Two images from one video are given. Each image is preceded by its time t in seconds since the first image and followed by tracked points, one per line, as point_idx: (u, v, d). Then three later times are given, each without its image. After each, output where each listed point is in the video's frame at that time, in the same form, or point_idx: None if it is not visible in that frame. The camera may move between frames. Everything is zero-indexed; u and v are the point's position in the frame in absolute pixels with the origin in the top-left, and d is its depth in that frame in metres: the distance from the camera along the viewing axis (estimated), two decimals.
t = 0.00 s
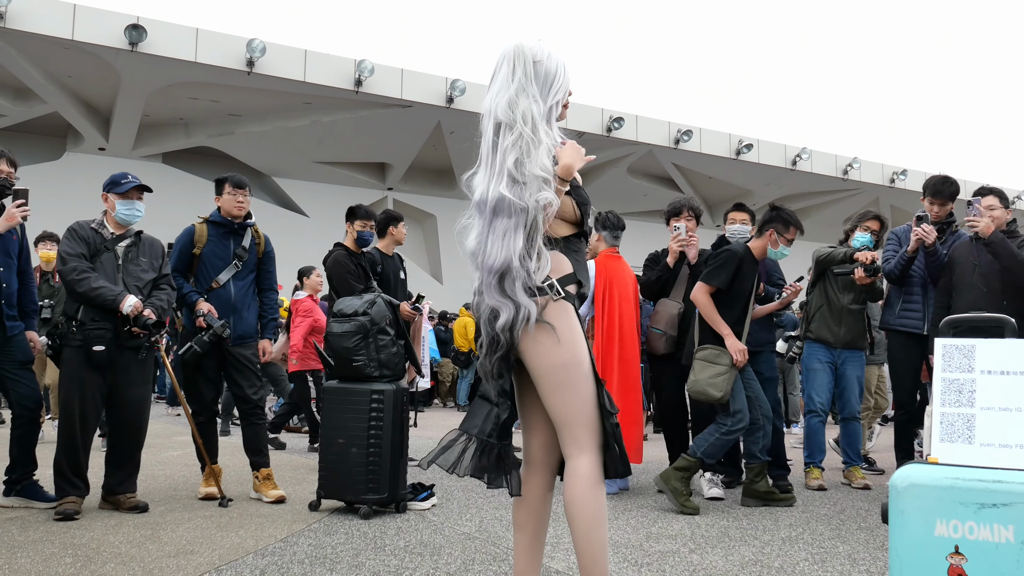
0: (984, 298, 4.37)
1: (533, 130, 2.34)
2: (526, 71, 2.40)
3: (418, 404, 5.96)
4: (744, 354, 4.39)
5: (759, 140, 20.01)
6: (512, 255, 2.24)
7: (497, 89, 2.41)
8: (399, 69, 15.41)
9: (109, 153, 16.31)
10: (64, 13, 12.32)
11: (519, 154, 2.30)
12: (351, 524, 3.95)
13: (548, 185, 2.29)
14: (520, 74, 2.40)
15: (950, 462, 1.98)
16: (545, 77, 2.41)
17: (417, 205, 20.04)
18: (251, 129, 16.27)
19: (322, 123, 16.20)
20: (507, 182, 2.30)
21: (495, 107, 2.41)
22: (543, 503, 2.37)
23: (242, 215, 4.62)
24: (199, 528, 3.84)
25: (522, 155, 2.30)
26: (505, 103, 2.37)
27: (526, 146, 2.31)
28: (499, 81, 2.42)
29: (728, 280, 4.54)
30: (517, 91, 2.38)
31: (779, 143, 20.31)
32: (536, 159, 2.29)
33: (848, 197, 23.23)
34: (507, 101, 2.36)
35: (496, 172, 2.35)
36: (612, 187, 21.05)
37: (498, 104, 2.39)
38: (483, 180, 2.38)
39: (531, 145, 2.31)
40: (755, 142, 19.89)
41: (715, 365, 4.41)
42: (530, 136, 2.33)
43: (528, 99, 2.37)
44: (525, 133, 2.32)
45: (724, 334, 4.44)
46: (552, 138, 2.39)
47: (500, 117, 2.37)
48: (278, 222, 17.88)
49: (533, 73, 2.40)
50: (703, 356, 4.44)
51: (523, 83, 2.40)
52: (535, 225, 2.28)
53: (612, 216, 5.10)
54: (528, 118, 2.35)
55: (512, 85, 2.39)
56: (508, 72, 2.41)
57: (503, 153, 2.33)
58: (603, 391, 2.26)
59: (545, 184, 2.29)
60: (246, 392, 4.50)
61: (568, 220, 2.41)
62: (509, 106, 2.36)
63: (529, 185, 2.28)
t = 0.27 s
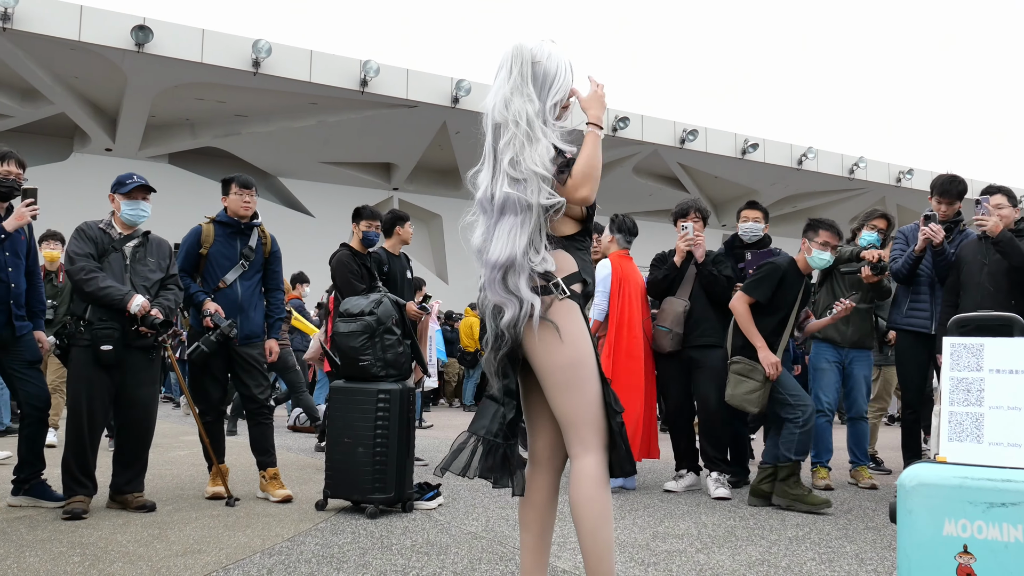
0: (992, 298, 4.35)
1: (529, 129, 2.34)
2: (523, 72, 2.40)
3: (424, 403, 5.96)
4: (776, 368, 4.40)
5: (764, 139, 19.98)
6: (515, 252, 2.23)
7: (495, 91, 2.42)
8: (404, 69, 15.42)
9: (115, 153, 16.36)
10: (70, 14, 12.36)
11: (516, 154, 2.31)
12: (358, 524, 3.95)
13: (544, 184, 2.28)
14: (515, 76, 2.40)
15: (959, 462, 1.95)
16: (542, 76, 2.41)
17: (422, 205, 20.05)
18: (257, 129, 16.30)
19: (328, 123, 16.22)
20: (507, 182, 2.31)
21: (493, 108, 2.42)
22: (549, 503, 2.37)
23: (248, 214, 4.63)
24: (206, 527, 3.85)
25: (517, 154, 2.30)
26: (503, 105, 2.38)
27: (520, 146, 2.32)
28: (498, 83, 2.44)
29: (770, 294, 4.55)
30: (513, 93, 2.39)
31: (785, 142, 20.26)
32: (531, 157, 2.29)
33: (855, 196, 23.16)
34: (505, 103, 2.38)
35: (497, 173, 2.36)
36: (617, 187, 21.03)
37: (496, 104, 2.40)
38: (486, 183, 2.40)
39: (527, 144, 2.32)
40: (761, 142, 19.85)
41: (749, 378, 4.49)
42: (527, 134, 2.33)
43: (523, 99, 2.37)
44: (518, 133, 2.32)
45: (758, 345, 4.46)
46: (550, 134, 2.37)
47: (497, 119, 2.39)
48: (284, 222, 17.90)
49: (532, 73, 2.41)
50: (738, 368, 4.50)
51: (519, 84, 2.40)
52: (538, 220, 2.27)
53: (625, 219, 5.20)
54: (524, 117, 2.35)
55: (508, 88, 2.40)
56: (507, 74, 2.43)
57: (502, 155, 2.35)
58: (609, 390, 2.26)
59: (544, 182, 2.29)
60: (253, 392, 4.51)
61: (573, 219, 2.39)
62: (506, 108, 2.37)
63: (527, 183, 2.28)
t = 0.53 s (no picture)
0: (999, 297, 4.33)
1: (526, 133, 2.34)
2: (524, 74, 2.40)
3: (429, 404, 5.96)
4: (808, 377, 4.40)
5: (770, 139, 19.94)
6: (518, 257, 2.24)
7: (497, 96, 2.44)
8: (409, 69, 15.43)
9: (121, 154, 16.41)
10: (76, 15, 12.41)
11: (514, 157, 2.31)
12: (363, 524, 3.95)
13: (538, 188, 2.26)
14: (516, 80, 2.41)
15: (965, 462, 1.94)
16: (544, 79, 2.41)
17: (427, 205, 20.06)
18: (262, 130, 16.33)
19: (333, 123, 16.24)
20: (503, 187, 2.31)
21: (496, 112, 2.43)
22: (555, 502, 2.36)
23: (253, 215, 4.64)
24: (211, 527, 3.86)
25: (513, 158, 2.30)
26: (504, 109, 2.39)
27: (518, 150, 2.32)
28: (500, 87, 2.45)
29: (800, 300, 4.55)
30: (513, 96, 2.39)
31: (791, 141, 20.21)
32: (525, 161, 2.28)
33: (861, 195, 23.08)
34: (506, 107, 2.39)
35: (496, 178, 2.36)
36: (622, 187, 21.01)
37: (497, 109, 2.42)
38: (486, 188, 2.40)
39: (522, 148, 2.31)
40: (766, 141, 19.81)
41: (785, 387, 4.50)
42: (524, 137, 2.33)
43: (523, 102, 2.38)
44: (515, 139, 2.33)
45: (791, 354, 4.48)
46: (550, 136, 2.36)
47: (498, 125, 2.40)
48: (289, 222, 17.94)
49: (533, 74, 2.41)
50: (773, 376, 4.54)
51: (520, 87, 2.40)
52: (535, 225, 2.27)
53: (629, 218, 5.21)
54: (523, 121, 2.35)
55: (508, 91, 2.41)
56: (509, 78, 2.43)
57: (501, 158, 2.35)
58: (616, 390, 2.25)
59: (534, 189, 2.26)
60: (258, 392, 4.52)
61: (576, 216, 2.39)
62: (507, 113, 2.38)
63: (522, 187, 2.27)
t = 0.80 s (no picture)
0: (1004, 296, 4.32)
1: (523, 133, 2.35)
2: (528, 74, 2.41)
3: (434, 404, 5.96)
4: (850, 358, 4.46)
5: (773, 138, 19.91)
6: (507, 257, 2.24)
7: (500, 96, 2.45)
8: (412, 69, 15.44)
9: (125, 155, 16.45)
10: (80, 16, 12.44)
11: (509, 158, 2.32)
12: (366, 524, 3.95)
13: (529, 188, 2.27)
14: (520, 79, 2.42)
15: (969, 462, 1.89)
16: (549, 79, 2.42)
17: (431, 205, 20.06)
18: (266, 130, 16.36)
19: (336, 123, 16.26)
20: (497, 186, 2.32)
21: (498, 112, 2.44)
22: (558, 502, 2.36)
23: (256, 215, 4.64)
24: (214, 527, 3.86)
25: (508, 159, 2.32)
26: (504, 110, 2.41)
27: (514, 151, 2.33)
28: (504, 87, 2.46)
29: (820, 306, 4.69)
30: (516, 96, 2.40)
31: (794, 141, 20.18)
32: (519, 162, 2.29)
33: (864, 194, 23.04)
34: (508, 107, 2.40)
35: (492, 176, 2.36)
36: (626, 186, 21.00)
37: (500, 109, 2.43)
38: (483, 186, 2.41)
39: (518, 148, 2.33)
40: (770, 140, 19.78)
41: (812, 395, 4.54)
42: (521, 138, 2.34)
43: (525, 102, 2.38)
44: (512, 140, 2.34)
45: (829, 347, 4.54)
46: (548, 137, 2.36)
47: (499, 125, 2.42)
48: (293, 222, 17.96)
49: (535, 75, 2.42)
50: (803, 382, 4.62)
51: (524, 87, 2.41)
52: (526, 227, 2.25)
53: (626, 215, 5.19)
54: (522, 121, 2.36)
55: (512, 90, 2.42)
56: (513, 78, 2.44)
57: (498, 158, 2.37)
58: (619, 390, 2.25)
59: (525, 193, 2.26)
60: (261, 392, 4.52)
61: (579, 216, 2.38)
62: (508, 113, 2.40)
63: (514, 186, 2.27)
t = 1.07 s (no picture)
0: (1008, 296, 4.30)
1: (532, 133, 2.32)
2: (535, 72, 2.40)
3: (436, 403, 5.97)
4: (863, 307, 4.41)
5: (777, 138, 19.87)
6: (499, 255, 2.27)
7: (507, 92, 2.43)
8: (415, 69, 15.45)
9: (129, 155, 16.49)
10: (84, 16, 12.47)
11: (515, 156, 2.30)
12: (368, 524, 3.95)
13: (531, 188, 2.25)
14: (527, 77, 2.40)
15: (970, 463, 1.88)
16: (557, 78, 2.40)
17: (434, 205, 20.07)
18: (269, 130, 16.38)
19: (339, 124, 16.28)
20: (500, 184, 2.31)
21: (504, 109, 2.42)
22: (559, 502, 2.36)
23: (257, 215, 4.65)
24: (216, 527, 3.87)
25: (512, 157, 2.30)
26: (511, 106, 2.39)
27: (519, 148, 2.31)
28: (511, 83, 2.44)
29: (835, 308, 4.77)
30: (523, 94, 2.38)
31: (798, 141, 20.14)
32: (525, 160, 2.27)
33: (868, 194, 22.98)
34: (514, 104, 2.38)
35: (496, 174, 2.36)
36: (629, 187, 20.99)
37: (507, 105, 2.41)
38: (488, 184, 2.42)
39: (524, 146, 2.30)
40: (773, 141, 19.75)
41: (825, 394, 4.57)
42: (528, 136, 2.32)
43: (533, 100, 2.36)
44: (520, 137, 2.31)
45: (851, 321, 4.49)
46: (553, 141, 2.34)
47: (505, 121, 2.39)
48: (296, 222, 17.98)
49: (542, 74, 2.40)
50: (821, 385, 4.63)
51: (531, 85, 2.40)
52: (522, 226, 2.25)
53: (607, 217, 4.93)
54: (530, 120, 2.34)
55: (519, 88, 2.40)
56: (520, 75, 2.42)
57: (502, 156, 2.35)
58: (621, 390, 2.25)
59: (530, 190, 2.25)
60: (263, 392, 4.53)
61: (581, 219, 2.39)
62: (514, 110, 2.38)
63: (517, 186, 2.26)
